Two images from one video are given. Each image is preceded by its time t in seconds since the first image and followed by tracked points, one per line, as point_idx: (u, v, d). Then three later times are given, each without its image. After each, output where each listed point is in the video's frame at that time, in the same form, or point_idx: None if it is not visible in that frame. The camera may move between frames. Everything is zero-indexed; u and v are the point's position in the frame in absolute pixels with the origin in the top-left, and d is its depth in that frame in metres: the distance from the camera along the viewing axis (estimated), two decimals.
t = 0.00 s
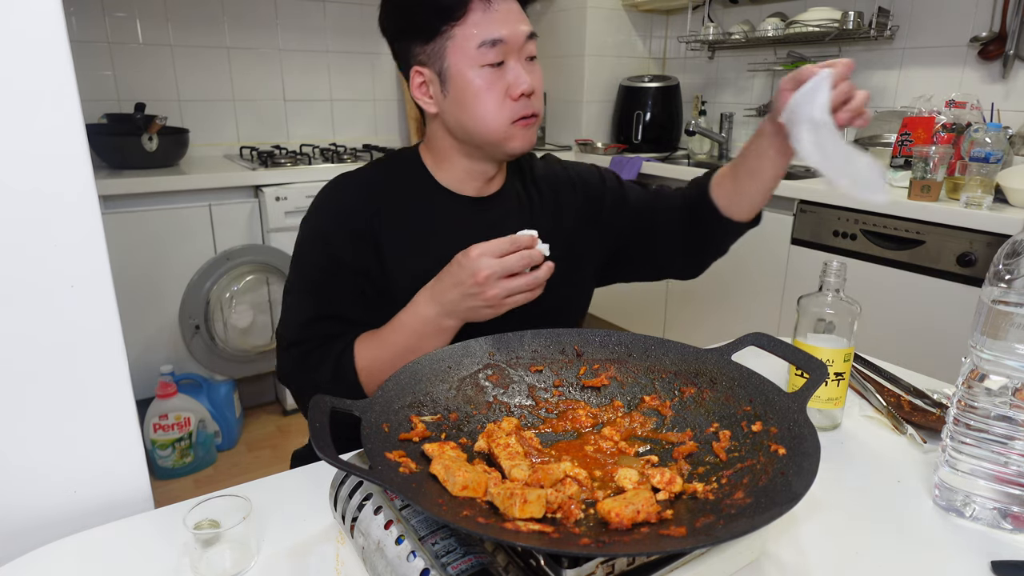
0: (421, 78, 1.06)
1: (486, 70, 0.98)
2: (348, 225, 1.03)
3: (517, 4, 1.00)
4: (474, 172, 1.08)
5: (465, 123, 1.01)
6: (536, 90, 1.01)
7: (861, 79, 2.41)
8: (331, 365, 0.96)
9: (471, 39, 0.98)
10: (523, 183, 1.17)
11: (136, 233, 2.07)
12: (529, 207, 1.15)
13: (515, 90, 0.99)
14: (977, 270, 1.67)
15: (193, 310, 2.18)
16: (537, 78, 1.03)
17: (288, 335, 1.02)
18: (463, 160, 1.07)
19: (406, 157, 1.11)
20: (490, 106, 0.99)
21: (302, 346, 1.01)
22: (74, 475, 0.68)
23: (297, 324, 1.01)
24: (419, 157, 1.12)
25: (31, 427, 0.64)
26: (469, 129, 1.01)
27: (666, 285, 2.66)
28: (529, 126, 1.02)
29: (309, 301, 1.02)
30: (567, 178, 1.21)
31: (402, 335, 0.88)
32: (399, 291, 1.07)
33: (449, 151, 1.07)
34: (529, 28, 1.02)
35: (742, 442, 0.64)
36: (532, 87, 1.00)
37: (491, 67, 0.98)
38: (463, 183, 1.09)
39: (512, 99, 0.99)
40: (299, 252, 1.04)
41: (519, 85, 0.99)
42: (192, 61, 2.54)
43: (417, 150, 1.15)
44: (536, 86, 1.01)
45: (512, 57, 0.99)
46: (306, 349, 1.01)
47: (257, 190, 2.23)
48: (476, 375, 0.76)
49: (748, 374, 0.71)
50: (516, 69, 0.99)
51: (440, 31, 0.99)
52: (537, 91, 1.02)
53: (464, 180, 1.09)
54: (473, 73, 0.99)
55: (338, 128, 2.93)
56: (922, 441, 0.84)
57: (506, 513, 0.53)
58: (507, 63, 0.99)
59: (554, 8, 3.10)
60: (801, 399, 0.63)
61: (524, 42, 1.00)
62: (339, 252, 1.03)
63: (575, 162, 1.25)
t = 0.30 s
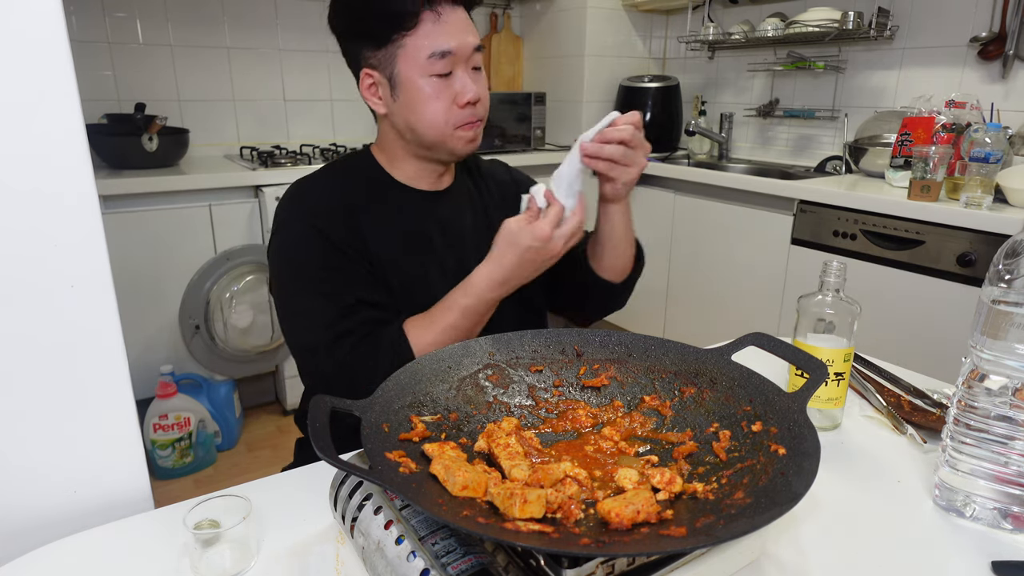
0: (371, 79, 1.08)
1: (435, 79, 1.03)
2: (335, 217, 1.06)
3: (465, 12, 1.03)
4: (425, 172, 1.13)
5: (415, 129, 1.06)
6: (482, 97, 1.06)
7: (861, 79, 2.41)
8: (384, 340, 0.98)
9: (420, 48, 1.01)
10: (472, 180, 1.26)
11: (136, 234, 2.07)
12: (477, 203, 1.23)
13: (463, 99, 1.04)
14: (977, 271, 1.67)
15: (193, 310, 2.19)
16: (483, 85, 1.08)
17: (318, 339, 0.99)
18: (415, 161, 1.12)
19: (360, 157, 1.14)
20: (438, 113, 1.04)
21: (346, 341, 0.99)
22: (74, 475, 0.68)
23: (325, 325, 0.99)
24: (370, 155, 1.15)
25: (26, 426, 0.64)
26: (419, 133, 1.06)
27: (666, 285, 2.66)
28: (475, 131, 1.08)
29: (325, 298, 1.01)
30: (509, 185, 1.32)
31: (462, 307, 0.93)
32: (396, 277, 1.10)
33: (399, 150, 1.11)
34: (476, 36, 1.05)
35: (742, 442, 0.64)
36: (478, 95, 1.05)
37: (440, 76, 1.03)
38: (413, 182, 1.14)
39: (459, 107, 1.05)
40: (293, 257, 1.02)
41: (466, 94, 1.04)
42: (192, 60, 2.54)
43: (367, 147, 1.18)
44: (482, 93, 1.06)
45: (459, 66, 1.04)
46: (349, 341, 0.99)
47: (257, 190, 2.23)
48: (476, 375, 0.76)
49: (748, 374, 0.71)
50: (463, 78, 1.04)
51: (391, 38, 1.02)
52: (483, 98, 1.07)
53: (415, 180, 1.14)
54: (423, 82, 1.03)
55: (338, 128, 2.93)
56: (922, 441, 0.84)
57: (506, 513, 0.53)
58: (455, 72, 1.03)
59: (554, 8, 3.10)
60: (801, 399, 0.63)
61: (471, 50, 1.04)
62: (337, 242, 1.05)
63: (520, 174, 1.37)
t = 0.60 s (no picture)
0: (348, 83, 1.10)
1: (406, 82, 1.05)
2: (297, 214, 1.08)
3: (439, 18, 1.05)
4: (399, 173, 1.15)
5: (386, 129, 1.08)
6: (452, 101, 1.08)
7: (861, 79, 2.41)
8: (324, 327, 0.97)
9: (392, 51, 1.03)
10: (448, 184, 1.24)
11: (137, 233, 2.07)
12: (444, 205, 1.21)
13: (432, 101, 1.06)
14: (978, 270, 1.67)
15: (193, 310, 2.19)
16: (455, 89, 1.09)
17: (265, 328, 1.02)
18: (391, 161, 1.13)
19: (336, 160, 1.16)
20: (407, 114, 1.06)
21: (289, 332, 1.02)
22: (73, 475, 0.67)
23: (275, 314, 1.02)
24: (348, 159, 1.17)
25: (19, 425, 0.63)
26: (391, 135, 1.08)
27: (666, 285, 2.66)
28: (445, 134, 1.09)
29: (280, 288, 1.03)
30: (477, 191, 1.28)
31: (385, 268, 0.98)
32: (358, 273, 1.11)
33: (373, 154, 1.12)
34: (451, 43, 1.07)
35: (742, 442, 0.64)
36: (448, 98, 1.07)
37: (411, 78, 1.05)
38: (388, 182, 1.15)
39: (428, 109, 1.06)
40: (252, 251, 1.05)
41: (435, 96, 1.05)
42: (192, 60, 2.54)
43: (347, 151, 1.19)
44: (452, 98, 1.08)
45: (430, 70, 1.05)
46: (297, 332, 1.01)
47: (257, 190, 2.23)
48: (476, 375, 0.76)
49: (748, 374, 0.71)
50: (433, 80, 1.06)
51: (366, 41, 1.04)
52: (454, 102, 1.09)
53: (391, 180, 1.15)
54: (393, 83, 1.04)
55: (338, 128, 2.93)
56: (922, 441, 0.84)
57: (506, 513, 0.53)
58: (426, 75, 1.05)
59: (554, 8, 3.10)
60: (801, 399, 0.63)
61: (444, 56, 1.06)
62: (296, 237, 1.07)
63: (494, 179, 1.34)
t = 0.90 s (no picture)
0: (321, 83, 1.12)
1: (371, 79, 1.07)
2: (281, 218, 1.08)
3: (405, 17, 1.08)
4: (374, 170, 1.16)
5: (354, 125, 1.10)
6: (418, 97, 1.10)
7: (861, 79, 2.41)
8: (311, 329, 0.97)
9: (357, 50, 1.06)
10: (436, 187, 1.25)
11: (137, 234, 2.07)
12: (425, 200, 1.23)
13: (396, 97, 1.08)
14: (977, 271, 1.67)
15: (193, 310, 2.20)
16: (423, 87, 1.11)
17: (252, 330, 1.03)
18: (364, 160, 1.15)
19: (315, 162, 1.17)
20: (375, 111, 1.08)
21: (276, 332, 1.03)
22: (74, 476, 0.68)
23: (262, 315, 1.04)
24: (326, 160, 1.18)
25: (19, 425, 0.63)
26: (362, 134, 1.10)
27: (666, 286, 2.66)
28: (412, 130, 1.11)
29: (265, 290, 1.05)
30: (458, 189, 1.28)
31: (373, 265, 1.01)
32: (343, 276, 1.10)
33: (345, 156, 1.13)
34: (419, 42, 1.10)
35: (742, 442, 0.64)
36: (413, 94, 1.09)
37: (376, 75, 1.07)
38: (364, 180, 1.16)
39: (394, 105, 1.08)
40: (238, 255, 1.06)
41: (400, 92, 1.08)
42: (191, 60, 2.54)
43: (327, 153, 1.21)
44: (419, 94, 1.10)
45: (396, 67, 1.08)
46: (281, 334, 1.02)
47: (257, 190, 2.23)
48: (476, 375, 0.76)
49: (748, 374, 0.71)
50: (398, 78, 1.08)
51: (333, 41, 1.07)
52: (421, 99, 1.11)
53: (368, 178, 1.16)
54: (359, 81, 1.07)
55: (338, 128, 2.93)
56: (922, 441, 0.84)
57: (506, 513, 0.53)
58: (391, 72, 1.08)
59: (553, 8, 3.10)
60: (801, 399, 0.63)
61: (410, 54, 1.08)
62: (279, 242, 1.07)
63: (479, 180, 1.34)
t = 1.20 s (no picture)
0: (312, 88, 1.12)
1: (361, 94, 1.08)
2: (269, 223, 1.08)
3: (399, 32, 1.08)
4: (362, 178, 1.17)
5: (342, 136, 1.11)
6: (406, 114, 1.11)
7: (861, 79, 2.41)
8: (295, 332, 0.97)
9: (349, 64, 1.06)
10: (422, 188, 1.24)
11: (137, 234, 2.07)
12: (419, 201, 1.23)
13: (386, 113, 1.09)
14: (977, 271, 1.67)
15: (193, 310, 2.21)
16: (412, 103, 1.13)
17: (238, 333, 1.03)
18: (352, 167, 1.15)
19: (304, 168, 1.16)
20: (361, 124, 1.09)
21: (260, 329, 1.02)
22: (74, 476, 0.68)
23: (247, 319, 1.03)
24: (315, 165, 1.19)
25: (19, 425, 0.63)
26: (346, 144, 1.11)
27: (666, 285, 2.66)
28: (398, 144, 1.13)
29: (251, 294, 1.04)
30: (449, 190, 1.28)
31: (363, 271, 1.00)
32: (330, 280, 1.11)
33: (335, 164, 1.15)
34: (411, 58, 1.10)
35: (742, 442, 0.64)
36: (401, 109, 1.11)
37: (366, 91, 1.08)
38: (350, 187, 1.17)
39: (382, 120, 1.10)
40: (226, 260, 1.06)
41: (389, 109, 1.09)
42: (191, 60, 2.54)
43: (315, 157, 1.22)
44: (407, 110, 1.12)
45: (387, 83, 1.09)
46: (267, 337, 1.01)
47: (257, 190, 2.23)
48: (476, 375, 0.76)
49: (748, 374, 0.71)
50: (388, 94, 1.09)
51: (325, 51, 1.07)
52: (409, 114, 1.12)
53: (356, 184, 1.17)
54: (349, 95, 1.08)
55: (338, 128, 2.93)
56: (922, 441, 0.84)
57: (505, 513, 0.53)
58: (382, 88, 1.09)
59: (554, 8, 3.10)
60: (801, 399, 0.63)
61: (401, 71, 1.09)
62: (266, 247, 1.07)
63: (468, 179, 1.34)
